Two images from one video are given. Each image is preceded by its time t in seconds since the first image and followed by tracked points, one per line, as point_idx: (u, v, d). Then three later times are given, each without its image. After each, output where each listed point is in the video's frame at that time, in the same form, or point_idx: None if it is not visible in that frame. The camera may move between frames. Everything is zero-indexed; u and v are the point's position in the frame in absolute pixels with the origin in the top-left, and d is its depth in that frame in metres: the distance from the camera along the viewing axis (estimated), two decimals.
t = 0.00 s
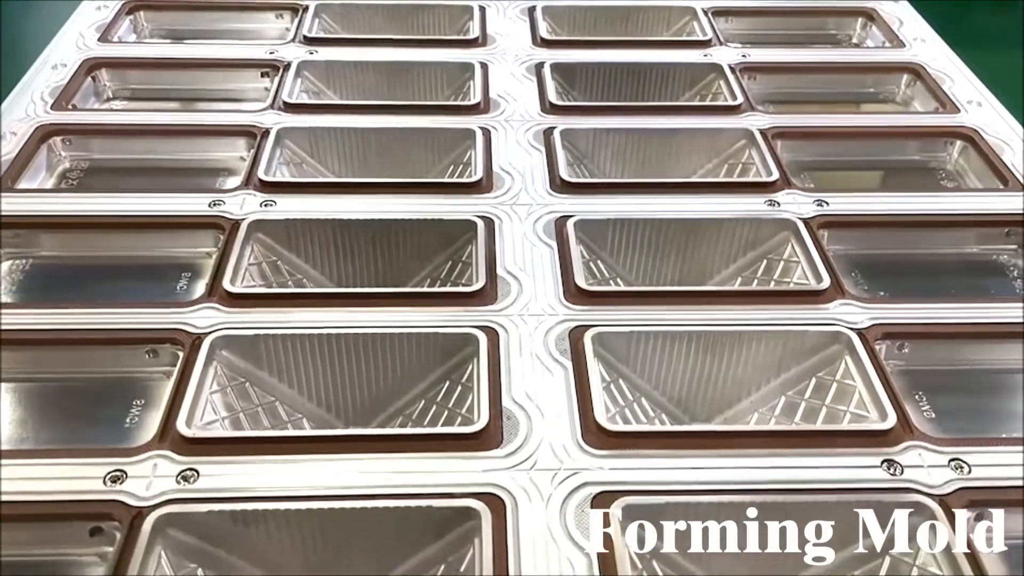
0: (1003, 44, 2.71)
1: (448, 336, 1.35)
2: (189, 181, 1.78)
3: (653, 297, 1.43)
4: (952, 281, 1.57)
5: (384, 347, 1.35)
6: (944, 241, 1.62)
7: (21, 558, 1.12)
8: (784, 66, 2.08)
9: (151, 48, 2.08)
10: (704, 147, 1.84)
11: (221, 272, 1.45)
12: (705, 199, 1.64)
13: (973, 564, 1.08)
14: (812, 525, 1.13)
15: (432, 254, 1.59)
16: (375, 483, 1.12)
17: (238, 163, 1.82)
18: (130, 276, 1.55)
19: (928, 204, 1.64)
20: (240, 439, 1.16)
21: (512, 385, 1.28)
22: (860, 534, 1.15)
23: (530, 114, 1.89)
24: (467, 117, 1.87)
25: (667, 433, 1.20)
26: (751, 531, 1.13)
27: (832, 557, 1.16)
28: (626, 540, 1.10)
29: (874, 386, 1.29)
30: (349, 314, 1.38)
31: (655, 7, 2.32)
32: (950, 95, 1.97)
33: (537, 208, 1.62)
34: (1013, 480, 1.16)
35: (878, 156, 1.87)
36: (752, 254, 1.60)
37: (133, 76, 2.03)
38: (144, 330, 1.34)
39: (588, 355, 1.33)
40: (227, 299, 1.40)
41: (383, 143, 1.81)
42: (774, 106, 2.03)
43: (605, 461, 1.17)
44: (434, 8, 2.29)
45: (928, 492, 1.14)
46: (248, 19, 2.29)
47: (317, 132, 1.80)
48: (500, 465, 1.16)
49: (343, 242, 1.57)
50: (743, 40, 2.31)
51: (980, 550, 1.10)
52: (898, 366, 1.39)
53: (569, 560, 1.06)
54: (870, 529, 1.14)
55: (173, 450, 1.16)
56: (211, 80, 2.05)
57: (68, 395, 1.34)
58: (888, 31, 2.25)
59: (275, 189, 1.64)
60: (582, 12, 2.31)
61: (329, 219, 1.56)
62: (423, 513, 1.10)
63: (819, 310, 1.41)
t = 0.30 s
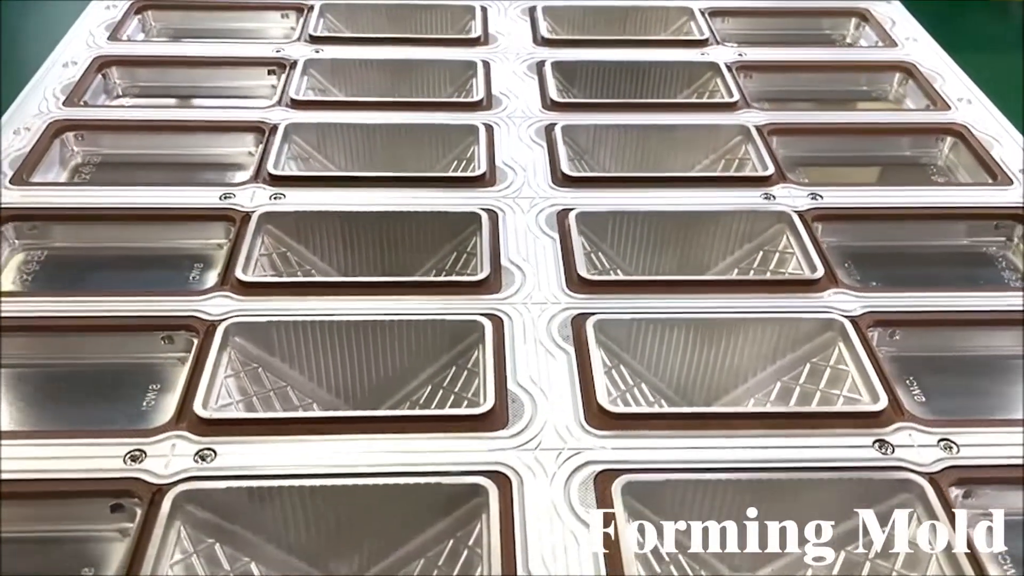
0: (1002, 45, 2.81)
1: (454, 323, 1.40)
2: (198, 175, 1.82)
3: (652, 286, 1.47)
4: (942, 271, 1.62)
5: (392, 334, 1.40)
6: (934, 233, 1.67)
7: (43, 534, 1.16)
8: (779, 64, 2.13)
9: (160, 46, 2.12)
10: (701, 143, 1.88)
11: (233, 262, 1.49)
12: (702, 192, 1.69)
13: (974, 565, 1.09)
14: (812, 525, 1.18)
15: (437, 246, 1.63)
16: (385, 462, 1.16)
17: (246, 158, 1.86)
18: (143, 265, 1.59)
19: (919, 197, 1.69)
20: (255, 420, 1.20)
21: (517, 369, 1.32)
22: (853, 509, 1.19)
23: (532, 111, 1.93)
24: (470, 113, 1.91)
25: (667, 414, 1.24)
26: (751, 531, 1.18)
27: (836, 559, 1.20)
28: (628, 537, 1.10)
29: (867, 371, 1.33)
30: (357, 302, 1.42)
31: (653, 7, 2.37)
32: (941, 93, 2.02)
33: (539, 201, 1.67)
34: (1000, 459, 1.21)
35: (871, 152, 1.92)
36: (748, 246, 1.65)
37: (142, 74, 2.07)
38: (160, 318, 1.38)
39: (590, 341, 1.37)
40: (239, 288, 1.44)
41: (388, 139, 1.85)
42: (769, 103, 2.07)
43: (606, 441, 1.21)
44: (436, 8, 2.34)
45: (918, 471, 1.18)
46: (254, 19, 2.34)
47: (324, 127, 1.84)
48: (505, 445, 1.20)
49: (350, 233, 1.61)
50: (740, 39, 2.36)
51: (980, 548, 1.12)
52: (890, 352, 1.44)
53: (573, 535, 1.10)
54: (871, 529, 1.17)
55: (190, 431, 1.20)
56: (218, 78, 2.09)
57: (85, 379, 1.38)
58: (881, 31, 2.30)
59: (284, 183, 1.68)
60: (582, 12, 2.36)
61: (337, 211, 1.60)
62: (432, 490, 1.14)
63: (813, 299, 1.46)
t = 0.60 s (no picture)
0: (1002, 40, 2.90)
1: (468, 311, 1.44)
2: (214, 169, 1.86)
3: (659, 275, 1.52)
4: (938, 263, 1.67)
5: (407, 321, 1.44)
6: (930, 226, 1.72)
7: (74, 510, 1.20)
8: (779, 63, 2.18)
9: (174, 45, 2.17)
10: (704, 139, 1.93)
11: (252, 252, 1.54)
12: (706, 186, 1.74)
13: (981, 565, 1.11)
14: (812, 525, 1.22)
15: (449, 237, 1.68)
16: (404, 441, 1.21)
17: (261, 153, 1.91)
18: (163, 256, 1.63)
19: (916, 191, 1.74)
20: (278, 401, 1.25)
21: (529, 354, 1.37)
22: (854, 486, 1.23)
23: (539, 108, 1.98)
24: (478, 110, 1.96)
25: (674, 396, 1.29)
26: (751, 531, 1.23)
27: (833, 561, 1.22)
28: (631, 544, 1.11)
29: (866, 356, 1.38)
30: (373, 290, 1.47)
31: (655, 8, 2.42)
32: (937, 91, 2.08)
33: (547, 194, 1.72)
34: (995, 439, 1.25)
35: (869, 148, 1.97)
36: (750, 238, 1.70)
37: (157, 72, 2.12)
38: (182, 305, 1.43)
39: (599, 327, 1.42)
40: (259, 276, 1.48)
41: (399, 134, 1.90)
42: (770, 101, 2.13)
43: (616, 422, 1.26)
44: (443, 8, 2.39)
45: (916, 450, 1.23)
46: (265, 18, 2.38)
47: (336, 123, 1.89)
48: (519, 425, 1.25)
49: (364, 225, 1.66)
50: (741, 39, 2.41)
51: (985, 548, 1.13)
52: (888, 339, 1.49)
53: (586, 510, 1.14)
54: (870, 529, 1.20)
55: (215, 411, 1.25)
56: (231, 75, 2.14)
57: (110, 364, 1.42)
58: (879, 31, 2.35)
59: (299, 176, 1.73)
60: (586, 12, 2.41)
61: (352, 204, 1.65)
62: (449, 467, 1.19)
63: (814, 288, 1.51)
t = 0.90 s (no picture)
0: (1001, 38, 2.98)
1: (478, 297, 1.49)
2: (228, 163, 1.91)
3: (662, 263, 1.57)
4: (933, 253, 1.72)
5: (419, 307, 1.49)
6: (926, 217, 1.77)
7: (102, 485, 1.25)
8: (779, 61, 2.23)
9: (187, 42, 2.22)
10: (705, 133, 1.98)
11: (268, 240, 1.59)
12: (708, 178, 1.79)
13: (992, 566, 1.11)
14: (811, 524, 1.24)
15: (458, 228, 1.73)
16: (419, 419, 1.26)
17: (273, 147, 1.95)
18: (181, 246, 1.68)
19: (911, 184, 1.79)
20: (297, 381, 1.30)
21: (537, 338, 1.42)
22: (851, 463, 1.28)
23: (545, 103, 2.03)
24: (485, 105, 2.01)
25: (678, 377, 1.33)
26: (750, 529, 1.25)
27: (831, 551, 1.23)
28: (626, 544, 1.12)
29: (864, 340, 1.43)
30: (386, 277, 1.51)
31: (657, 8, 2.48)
32: (932, 88, 2.13)
33: (554, 187, 1.77)
34: (987, 418, 1.30)
35: (866, 143, 2.02)
36: (751, 229, 1.75)
37: (171, 68, 2.17)
38: (202, 291, 1.47)
39: (605, 313, 1.46)
40: (275, 264, 1.53)
41: (408, 128, 1.95)
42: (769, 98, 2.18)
43: (622, 402, 1.31)
44: (450, 7, 2.44)
45: (911, 428, 1.28)
46: (275, 17, 2.43)
47: (347, 118, 1.94)
48: (529, 405, 1.30)
49: (376, 216, 1.71)
50: (741, 38, 2.46)
51: (994, 557, 1.12)
52: (884, 326, 1.54)
53: (595, 484, 1.19)
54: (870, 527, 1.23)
55: (237, 391, 1.29)
56: (244, 71, 2.18)
57: (133, 348, 1.47)
58: (876, 30, 2.40)
59: (312, 169, 1.77)
60: (590, 12, 2.46)
61: (364, 195, 1.69)
62: (462, 443, 1.24)
63: (813, 276, 1.56)
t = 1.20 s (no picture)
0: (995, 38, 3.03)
1: (482, 285, 1.53)
2: (237, 156, 1.95)
3: (661, 252, 1.61)
4: (925, 246, 1.76)
5: (425, 294, 1.53)
6: (919, 210, 1.81)
7: (118, 464, 1.29)
8: (775, 59, 2.28)
9: (195, 39, 2.26)
10: (704, 128, 2.03)
11: (277, 230, 1.63)
12: (706, 172, 1.83)
13: None
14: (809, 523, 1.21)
15: (462, 219, 1.77)
16: (426, 401, 1.30)
17: (281, 141, 1.99)
18: (191, 237, 1.72)
19: (905, 177, 1.83)
20: (306, 365, 1.34)
21: (540, 324, 1.46)
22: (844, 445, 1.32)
23: (547, 99, 2.07)
24: (488, 101, 2.05)
25: (677, 361, 1.37)
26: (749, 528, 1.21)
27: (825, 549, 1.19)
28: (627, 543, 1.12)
29: (857, 327, 1.47)
30: (393, 265, 1.55)
31: (657, 8, 2.52)
32: (926, 85, 2.17)
33: (556, 179, 1.81)
34: (976, 401, 1.34)
35: (861, 139, 2.06)
36: (747, 221, 1.79)
37: (179, 64, 2.21)
38: (213, 278, 1.51)
39: (605, 300, 1.50)
40: (285, 253, 1.57)
41: (412, 123, 1.99)
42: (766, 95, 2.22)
43: (622, 384, 1.35)
44: (453, 6, 2.48)
45: (903, 411, 1.32)
46: (281, 15, 2.48)
47: (353, 113, 1.98)
48: (531, 387, 1.34)
49: (381, 207, 1.75)
50: (739, 37, 2.51)
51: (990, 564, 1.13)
52: (877, 314, 1.58)
53: (596, 462, 1.23)
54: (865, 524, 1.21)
55: (249, 374, 1.33)
56: (251, 67, 2.22)
57: (144, 333, 1.51)
58: (871, 28, 2.45)
59: (320, 162, 1.81)
60: (590, 11, 2.50)
61: (369, 187, 1.73)
62: (466, 424, 1.28)
63: (808, 265, 1.60)
